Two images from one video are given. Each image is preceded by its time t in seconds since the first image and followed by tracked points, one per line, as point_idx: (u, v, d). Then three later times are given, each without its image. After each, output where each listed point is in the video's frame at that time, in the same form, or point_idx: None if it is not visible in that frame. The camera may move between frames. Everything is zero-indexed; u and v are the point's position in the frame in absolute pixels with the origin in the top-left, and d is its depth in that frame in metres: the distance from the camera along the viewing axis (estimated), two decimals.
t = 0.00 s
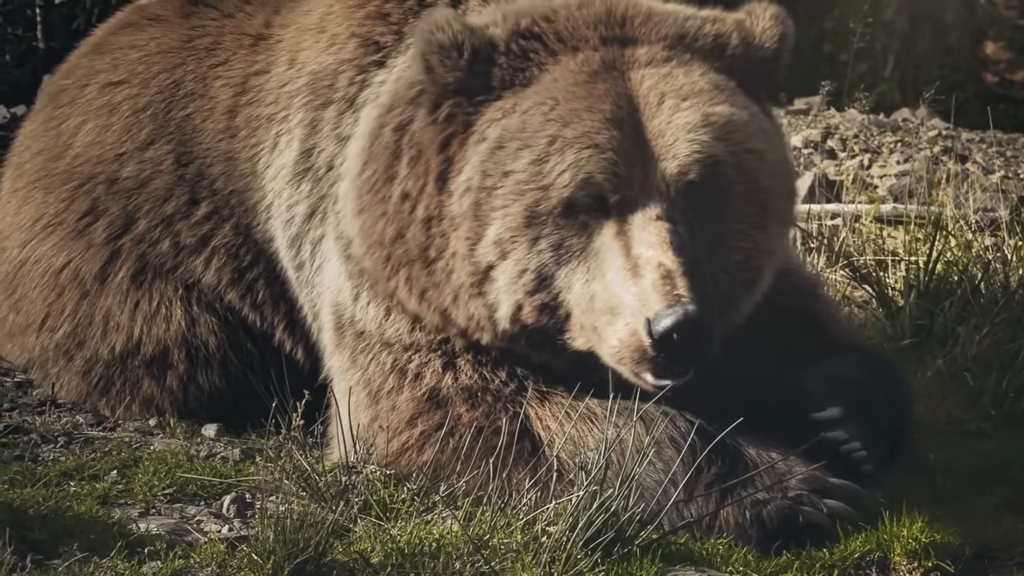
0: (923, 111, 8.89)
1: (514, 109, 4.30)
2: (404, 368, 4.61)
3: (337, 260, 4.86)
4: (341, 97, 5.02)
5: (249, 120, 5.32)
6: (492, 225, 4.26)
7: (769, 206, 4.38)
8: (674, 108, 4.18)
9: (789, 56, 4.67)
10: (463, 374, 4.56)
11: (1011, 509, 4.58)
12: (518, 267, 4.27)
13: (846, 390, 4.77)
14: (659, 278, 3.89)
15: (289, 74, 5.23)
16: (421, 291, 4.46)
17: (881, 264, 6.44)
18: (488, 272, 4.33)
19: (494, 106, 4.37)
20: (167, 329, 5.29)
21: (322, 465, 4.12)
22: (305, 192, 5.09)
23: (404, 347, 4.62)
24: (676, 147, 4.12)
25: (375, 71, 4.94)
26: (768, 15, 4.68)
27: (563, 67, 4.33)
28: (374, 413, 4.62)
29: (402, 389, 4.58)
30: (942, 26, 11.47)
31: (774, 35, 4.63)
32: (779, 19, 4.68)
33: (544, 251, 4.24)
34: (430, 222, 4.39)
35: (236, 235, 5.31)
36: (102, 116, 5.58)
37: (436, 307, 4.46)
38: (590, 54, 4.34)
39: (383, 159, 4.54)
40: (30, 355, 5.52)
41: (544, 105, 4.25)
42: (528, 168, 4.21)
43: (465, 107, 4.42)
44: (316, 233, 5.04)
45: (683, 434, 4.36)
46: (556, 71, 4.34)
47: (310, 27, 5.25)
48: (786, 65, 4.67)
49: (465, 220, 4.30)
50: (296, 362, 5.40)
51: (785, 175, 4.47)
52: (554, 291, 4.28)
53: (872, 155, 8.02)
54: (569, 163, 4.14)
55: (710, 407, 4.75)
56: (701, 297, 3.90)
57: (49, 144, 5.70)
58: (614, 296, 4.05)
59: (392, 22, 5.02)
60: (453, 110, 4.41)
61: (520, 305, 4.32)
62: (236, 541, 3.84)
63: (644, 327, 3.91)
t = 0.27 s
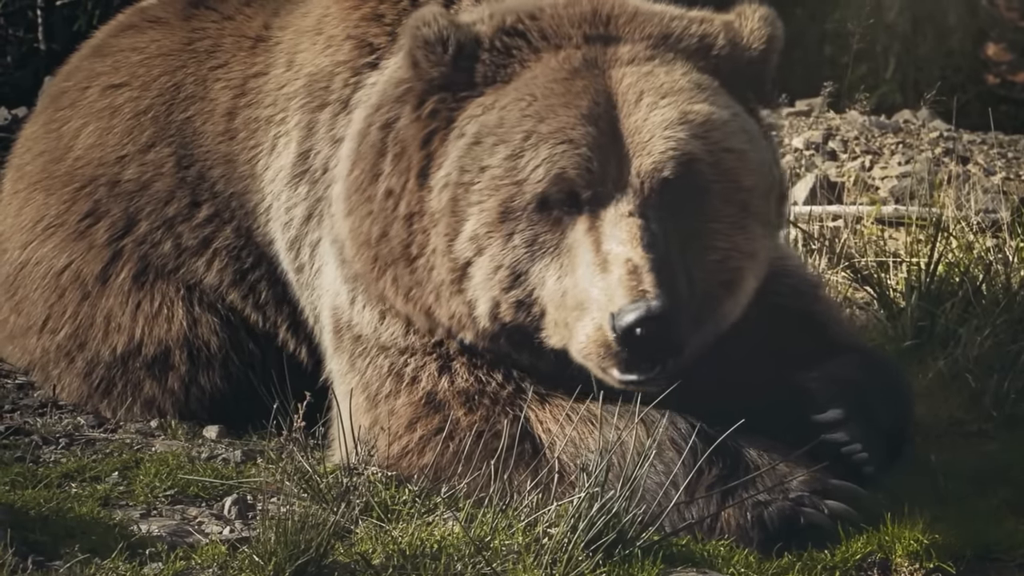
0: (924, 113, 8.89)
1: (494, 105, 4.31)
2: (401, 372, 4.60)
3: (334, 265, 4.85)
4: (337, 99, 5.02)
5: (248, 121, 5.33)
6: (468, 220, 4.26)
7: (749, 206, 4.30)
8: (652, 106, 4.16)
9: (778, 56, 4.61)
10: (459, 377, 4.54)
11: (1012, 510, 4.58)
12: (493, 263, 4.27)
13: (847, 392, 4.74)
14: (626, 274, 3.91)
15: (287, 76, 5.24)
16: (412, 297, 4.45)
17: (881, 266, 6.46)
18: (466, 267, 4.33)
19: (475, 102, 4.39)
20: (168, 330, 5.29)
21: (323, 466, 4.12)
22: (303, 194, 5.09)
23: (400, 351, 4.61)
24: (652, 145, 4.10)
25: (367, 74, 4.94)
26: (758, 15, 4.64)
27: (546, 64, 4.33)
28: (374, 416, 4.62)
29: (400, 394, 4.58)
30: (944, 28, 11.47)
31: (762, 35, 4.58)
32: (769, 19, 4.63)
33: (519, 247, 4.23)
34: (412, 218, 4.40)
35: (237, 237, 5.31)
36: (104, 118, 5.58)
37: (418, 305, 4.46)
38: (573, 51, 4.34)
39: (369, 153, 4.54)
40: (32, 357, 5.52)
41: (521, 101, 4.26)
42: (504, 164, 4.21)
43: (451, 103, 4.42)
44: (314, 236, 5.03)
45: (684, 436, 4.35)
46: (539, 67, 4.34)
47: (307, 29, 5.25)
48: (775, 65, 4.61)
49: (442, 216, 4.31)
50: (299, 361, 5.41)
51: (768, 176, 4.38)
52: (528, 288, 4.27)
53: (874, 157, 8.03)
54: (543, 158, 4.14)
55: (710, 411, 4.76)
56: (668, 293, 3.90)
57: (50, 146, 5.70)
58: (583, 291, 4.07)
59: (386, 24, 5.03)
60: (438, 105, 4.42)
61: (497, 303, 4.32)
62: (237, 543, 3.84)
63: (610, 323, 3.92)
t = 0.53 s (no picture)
0: (925, 115, 8.89)
1: (484, 113, 4.29)
2: (400, 375, 4.60)
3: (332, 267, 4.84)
4: (336, 101, 5.01)
5: (248, 123, 5.33)
6: (456, 228, 4.24)
7: (736, 218, 4.24)
8: (639, 117, 4.10)
9: (773, 64, 4.55)
10: (458, 380, 4.54)
11: (1014, 512, 4.58)
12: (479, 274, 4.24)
13: (848, 394, 4.74)
14: (603, 288, 3.85)
15: (287, 78, 5.24)
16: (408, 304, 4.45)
17: (883, 268, 6.47)
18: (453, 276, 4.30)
19: (466, 109, 4.37)
20: (169, 332, 5.29)
21: (324, 468, 4.11)
22: (302, 196, 5.08)
23: (399, 354, 4.61)
24: (637, 158, 4.04)
25: (367, 76, 4.93)
26: (754, 22, 4.57)
27: (537, 72, 4.29)
28: (374, 420, 4.61)
29: (399, 397, 4.58)
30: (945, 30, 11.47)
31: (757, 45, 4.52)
32: (765, 26, 4.56)
33: (503, 257, 4.20)
34: (402, 222, 4.39)
35: (237, 239, 5.31)
36: (104, 120, 5.58)
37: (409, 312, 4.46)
38: (565, 60, 4.30)
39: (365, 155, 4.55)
40: (33, 359, 5.52)
41: (510, 110, 4.22)
42: (489, 173, 4.17)
43: (441, 109, 4.42)
44: (313, 238, 5.02)
45: (685, 439, 4.36)
46: (531, 75, 4.30)
47: (307, 31, 5.25)
48: (770, 75, 4.56)
49: (430, 222, 4.30)
50: (299, 366, 5.41)
51: (756, 193, 4.31)
52: (513, 297, 4.23)
53: (874, 159, 8.03)
54: (527, 169, 4.10)
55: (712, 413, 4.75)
56: (646, 309, 3.82)
57: (51, 148, 5.70)
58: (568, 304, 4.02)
59: (385, 26, 5.01)
60: (429, 110, 4.43)
61: (485, 312, 4.29)
62: (239, 545, 3.84)
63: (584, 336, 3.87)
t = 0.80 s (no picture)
0: (926, 117, 8.90)
1: (476, 120, 4.27)
2: (401, 378, 4.60)
3: (332, 270, 4.84)
4: (337, 102, 5.01)
5: (249, 124, 5.32)
6: (449, 235, 4.24)
7: (729, 227, 4.21)
8: (629, 126, 4.08)
9: (771, 70, 4.50)
10: (458, 382, 4.54)
11: (1015, 514, 4.58)
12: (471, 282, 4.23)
13: (849, 395, 4.75)
14: (587, 300, 3.85)
15: (288, 80, 5.23)
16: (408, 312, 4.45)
17: (884, 270, 6.47)
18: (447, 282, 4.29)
19: (462, 113, 4.35)
20: (170, 334, 5.29)
21: (325, 471, 4.11)
22: (303, 198, 5.08)
23: (399, 357, 4.60)
24: (627, 167, 4.02)
25: (367, 78, 4.93)
26: (752, 25, 4.52)
27: (532, 79, 4.26)
28: (375, 422, 4.61)
29: (399, 400, 4.58)
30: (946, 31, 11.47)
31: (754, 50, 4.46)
32: (763, 31, 4.50)
33: (494, 265, 4.18)
34: (397, 223, 4.39)
35: (237, 241, 5.30)
36: (104, 121, 5.58)
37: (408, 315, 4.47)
38: (560, 67, 4.27)
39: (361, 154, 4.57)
40: (33, 361, 5.52)
41: (503, 118, 4.19)
42: (480, 182, 4.16)
43: (441, 111, 4.40)
44: (314, 239, 5.01)
45: (686, 442, 4.36)
46: (527, 81, 4.27)
47: (307, 32, 5.24)
48: (768, 80, 4.51)
49: (424, 226, 4.30)
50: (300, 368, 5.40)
51: (751, 202, 4.26)
52: (505, 305, 4.22)
53: (875, 161, 8.04)
54: (517, 178, 4.08)
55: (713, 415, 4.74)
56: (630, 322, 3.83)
57: (52, 150, 5.70)
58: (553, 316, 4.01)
59: (385, 28, 5.01)
60: (427, 113, 4.41)
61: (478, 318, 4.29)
62: (240, 547, 3.84)
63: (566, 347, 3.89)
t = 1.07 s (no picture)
0: (927, 119, 8.90)
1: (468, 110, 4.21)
2: (400, 380, 4.59)
3: (332, 271, 4.83)
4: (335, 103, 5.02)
5: (249, 128, 5.33)
6: (437, 224, 4.17)
7: (714, 221, 4.11)
8: (612, 118, 4.01)
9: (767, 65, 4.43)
10: (458, 384, 4.53)
11: (1015, 516, 4.58)
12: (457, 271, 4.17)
13: (850, 397, 4.76)
14: (556, 288, 3.85)
15: (287, 82, 5.24)
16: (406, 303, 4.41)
17: (884, 272, 6.47)
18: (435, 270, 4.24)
19: (458, 102, 4.28)
20: (170, 336, 5.29)
21: (326, 473, 4.11)
22: (303, 200, 5.07)
23: (399, 358, 4.59)
24: (607, 157, 3.95)
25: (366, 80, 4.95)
26: (749, 22, 4.43)
27: (524, 70, 4.21)
28: (376, 424, 4.60)
29: (399, 402, 4.57)
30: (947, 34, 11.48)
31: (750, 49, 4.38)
32: (759, 26, 4.42)
33: (477, 254, 4.11)
34: (392, 214, 4.36)
35: (238, 244, 5.30)
36: (105, 125, 5.58)
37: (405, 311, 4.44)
38: (552, 60, 4.22)
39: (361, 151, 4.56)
40: (34, 364, 5.52)
41: (493, 107, 4.14)
42: (465, 170, 4.10)
43: (438, 101, 4.34)
44: (314, 242, 5.01)
45: (687, 443, 4.35)
46: (520, 73, 4.21)
47: (307, 35, 5.25)
48: (764, 76, 4.43)
49: (413, 216, 4.23)
50: (300, 369, 5.38)
51: (739, 198, 4.16)
52: (488, 295, 4.15)
53: (875, 163, 8.03)
54: (498, 168, 4.01)
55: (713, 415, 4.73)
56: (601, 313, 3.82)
57: (53, 153, 5.71)
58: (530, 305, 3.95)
59: (383, 30, 5.01)
60: (424, 103, 4.36)
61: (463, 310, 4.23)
62: (241, 549, 3.84)
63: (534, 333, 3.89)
